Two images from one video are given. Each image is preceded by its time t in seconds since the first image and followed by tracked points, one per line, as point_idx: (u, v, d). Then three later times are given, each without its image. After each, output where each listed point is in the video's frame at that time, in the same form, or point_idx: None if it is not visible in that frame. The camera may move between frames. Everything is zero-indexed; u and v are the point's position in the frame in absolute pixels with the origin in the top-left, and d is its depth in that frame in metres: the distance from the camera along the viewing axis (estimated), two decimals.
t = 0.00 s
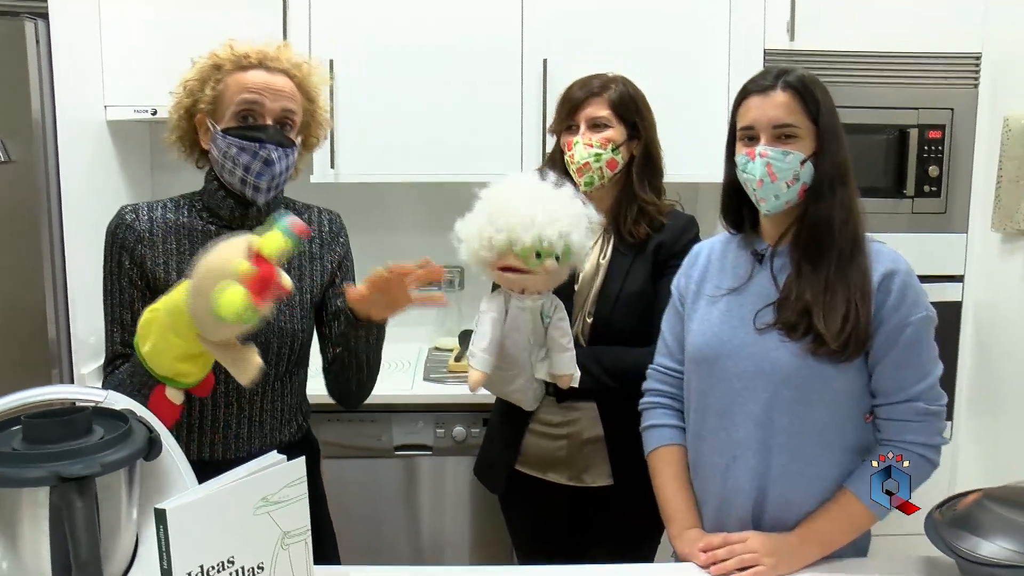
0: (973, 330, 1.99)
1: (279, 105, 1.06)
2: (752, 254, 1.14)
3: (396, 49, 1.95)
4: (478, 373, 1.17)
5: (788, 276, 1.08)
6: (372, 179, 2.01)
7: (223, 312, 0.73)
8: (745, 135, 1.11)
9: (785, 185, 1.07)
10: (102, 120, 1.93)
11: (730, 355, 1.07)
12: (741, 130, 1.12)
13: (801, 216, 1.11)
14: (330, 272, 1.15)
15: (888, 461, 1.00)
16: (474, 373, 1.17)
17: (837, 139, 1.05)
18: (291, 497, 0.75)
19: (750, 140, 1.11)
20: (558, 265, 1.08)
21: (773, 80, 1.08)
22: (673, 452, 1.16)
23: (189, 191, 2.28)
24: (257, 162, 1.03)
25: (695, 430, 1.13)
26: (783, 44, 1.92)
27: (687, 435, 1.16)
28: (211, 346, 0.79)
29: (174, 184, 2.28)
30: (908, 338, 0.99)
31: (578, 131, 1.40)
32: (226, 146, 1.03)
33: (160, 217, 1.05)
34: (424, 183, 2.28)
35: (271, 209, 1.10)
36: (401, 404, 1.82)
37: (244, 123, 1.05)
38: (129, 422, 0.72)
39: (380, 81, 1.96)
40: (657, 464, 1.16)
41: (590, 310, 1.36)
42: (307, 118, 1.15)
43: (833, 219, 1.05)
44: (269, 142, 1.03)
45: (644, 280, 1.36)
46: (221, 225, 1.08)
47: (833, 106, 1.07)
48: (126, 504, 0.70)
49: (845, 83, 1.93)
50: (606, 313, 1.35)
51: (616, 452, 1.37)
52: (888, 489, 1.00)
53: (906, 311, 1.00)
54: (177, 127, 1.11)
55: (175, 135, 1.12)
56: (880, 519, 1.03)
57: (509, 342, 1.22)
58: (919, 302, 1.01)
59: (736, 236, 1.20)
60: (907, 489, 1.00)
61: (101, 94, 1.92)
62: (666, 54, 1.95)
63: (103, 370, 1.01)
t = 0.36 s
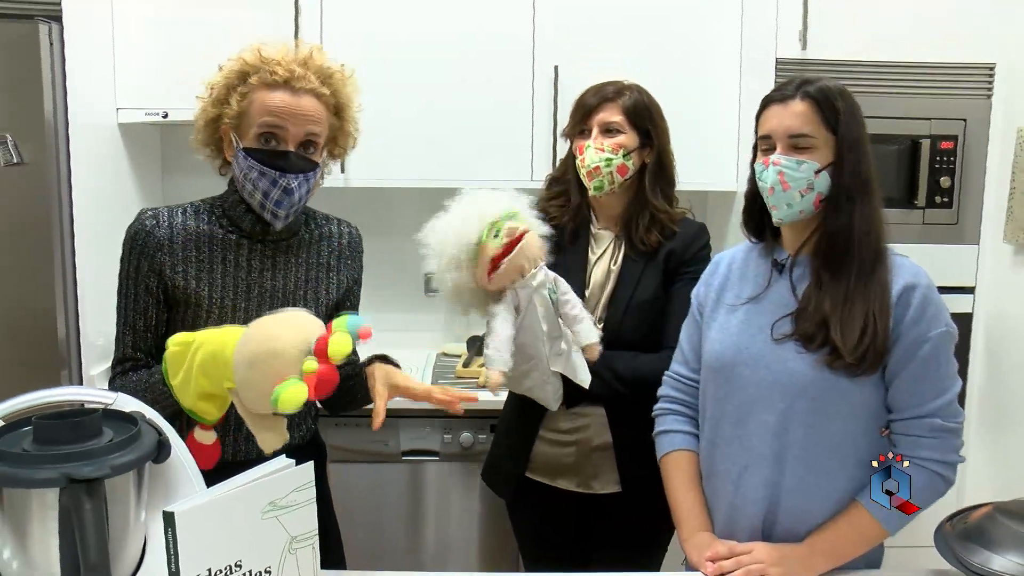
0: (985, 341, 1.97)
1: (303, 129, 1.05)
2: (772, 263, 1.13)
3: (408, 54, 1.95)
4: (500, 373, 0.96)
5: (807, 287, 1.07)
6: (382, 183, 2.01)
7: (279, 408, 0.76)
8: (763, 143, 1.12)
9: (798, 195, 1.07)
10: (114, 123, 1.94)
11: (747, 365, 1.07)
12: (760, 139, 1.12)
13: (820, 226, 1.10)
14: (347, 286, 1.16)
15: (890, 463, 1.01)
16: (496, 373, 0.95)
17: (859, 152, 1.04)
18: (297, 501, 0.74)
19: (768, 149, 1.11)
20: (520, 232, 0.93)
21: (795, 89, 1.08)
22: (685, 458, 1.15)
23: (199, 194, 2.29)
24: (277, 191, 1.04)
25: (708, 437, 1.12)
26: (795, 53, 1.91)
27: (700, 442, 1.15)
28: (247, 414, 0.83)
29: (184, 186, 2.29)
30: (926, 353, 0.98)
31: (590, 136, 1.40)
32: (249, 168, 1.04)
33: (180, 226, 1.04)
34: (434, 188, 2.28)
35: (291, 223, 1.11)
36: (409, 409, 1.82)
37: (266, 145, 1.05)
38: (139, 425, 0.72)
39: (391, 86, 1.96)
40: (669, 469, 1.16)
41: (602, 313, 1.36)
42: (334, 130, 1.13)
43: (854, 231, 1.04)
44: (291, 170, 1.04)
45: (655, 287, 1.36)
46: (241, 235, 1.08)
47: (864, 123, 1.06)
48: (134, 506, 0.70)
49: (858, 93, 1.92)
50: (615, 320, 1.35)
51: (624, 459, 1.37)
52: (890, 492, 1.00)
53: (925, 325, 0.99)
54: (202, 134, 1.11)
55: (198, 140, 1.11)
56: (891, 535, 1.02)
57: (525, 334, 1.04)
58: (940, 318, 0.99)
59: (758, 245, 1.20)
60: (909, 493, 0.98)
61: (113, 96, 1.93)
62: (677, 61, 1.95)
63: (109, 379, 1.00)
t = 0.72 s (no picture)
0: (989, 342, 1.96)
1: (305, 127, 1.04)
2: (775, 262, 1.13)
3: (412, 52, 1.95)
4: (475, 366, 1.10)
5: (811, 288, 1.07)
6: (385, 180, 2.01)
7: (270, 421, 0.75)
8: (765, 139, 1.12)
9: (788, 194, 1.07)
10: (118, 118, 1.95)
11: (749, 366, 1.07)
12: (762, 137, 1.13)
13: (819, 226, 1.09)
14: (354, 286, 1.18)
15: (890, 463, 1.01)
16: (469, 365, 1.10)
17: (863, 155, 1.03)
18: (298, 497, 0.75)
19: (767, 146, 1.11)
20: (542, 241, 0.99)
21: (799, 88, 1.07)
22: (687, 457, 1.15)
23: (203, 190, 2.30)
24: (280, 189, 1.04)
25: (710, 436, 1.12)
26: (800, 52, 1.89)
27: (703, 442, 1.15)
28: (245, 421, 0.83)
29: (189, 182, 2.29)
30: (931, 356, 0.98)
31: (594, 133, 1.40)
32: (251, 166, 1.04)
33: (188, 225, 1.04)
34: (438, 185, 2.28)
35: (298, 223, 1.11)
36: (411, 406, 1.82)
37: (268, 144, 1.04)
38: (140, 420, 0.72)
39: (395, 83, 1.96)
40: (671, 468, 1.16)
41: (602, 313, 1.36)
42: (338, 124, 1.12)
43: (859, 233, 1.03)
44: (294, 167, 1.04)
45: (657, 286, 1.35)
46: (247, 234, 1.08)
47: (877, 120, 1.04)
48: (135, 501, 0.71)
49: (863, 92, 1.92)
50: (616, 319, 1.35)
51: (626, 457, 1.37)
52: (889, 491, 1.00)
53: (931, 327, 0.98)
54: (208, 133, 1.10)
55: (207, 140, 1.11)
56: (892, 537, 1.02)
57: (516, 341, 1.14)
58: (946, 320, 0.99)
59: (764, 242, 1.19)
60: (909, 493, 0.98)
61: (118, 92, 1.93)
62: (680, 58, 1.95)
63: (113, 374, 1.01)
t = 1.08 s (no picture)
0: (988, 339, 1.96)
1: (283, 133, 1.01)
2: (772, 256, 1.13)
3: (412, 48, 1.95)
4: (493, 381, 1.15)
5: (810, 283, 1.07)
6: (385, 177, 2.01)
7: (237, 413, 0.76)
8: (765, 133, 1.12)
9: (789, 186, 1.07)
10: (119, 114, 1.95)
11: (747, 362, 1.07)
12: (763, 130, 1.12)
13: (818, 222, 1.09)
14: (356, 271, 1.16)
15: (890, 462, 1.00)
16: (489, 381, 1.15)
17: (866, 151, 1.03)
18: (294, 491, 0.75)
19: (768, 139, 1.11)
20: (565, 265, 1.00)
21: (801, 82, 1.07)
22: (682, 454, 1.16)
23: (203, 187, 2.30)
24: (272, 198, 1.03)
25: (707, 433, 1.12)
26: (801, 48, 1.89)
27: (698, 438, 1.16)
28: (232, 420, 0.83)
29: (189, 178, 2.30)
30: (930, 352, 0.98)
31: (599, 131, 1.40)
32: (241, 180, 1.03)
33: (193, 224, 1.04)
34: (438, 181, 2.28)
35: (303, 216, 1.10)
36: (411, 402, 1.82)
37: (251, 155, 1.02)
38: (137, 414, 0.72)
39: (395, 79, 1.96)
40: (667, 465, 1.16)
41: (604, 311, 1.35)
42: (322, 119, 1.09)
43: (859, 229, 1.03)
44: (281, 177, 1.02)
45: (658, 285, 1.35)
46: (252, 230, 1.07)
47: (878, 117, 1.04)
48: (132, 495, 0.71)
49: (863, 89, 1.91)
50: (616, 316, 1.35)
51: (625, 453, 1.37)
52: (890, 491, 1.00)
53: (930, 324, 0.98)
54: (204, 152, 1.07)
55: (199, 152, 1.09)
56: (890, 533, 1.02)
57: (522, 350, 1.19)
58: (944, 317, 0.99)
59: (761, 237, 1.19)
60: (909, 493, 0.98)
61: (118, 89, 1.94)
62: (681, 54, 1.95)
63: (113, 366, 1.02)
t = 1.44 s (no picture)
0: (986, 333, 1.96)
1: (285, 151, 0.96)
2: (768, 252, 1.13)
3: (407, 45, 1.95)
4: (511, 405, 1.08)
5: (806, 278, 1.07)
6: (382, 174, 2.01)
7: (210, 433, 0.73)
8: (758, 132, 1.11)
9: (785, 185, 1.06)
10: (115, 113, 1.94)
11: (743, 358, 1.07)
12: (756, 128, 1.12)
13: (814, 218, 1.09)
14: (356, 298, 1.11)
15: (889, 461, 1.00)
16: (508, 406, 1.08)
17: (859, 143, 1.03)
18: (289, 490, 0.75)
19: (762, 138, 1.10)
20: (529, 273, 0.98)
21: (791, 79, 1.07)
22: (678, 450, 1.16)
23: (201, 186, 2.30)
24: (277, 219, 0.98)
25: (704, 429, 1.12)
26: (796, 43, 1.90)
27: (694, 434, 1.16)
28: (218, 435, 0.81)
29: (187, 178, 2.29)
30: (927, 347, 0.98)
31: (592, 126, 1.40)
32: (242, 204, 0.98)
33: (195, 257, 0.98)
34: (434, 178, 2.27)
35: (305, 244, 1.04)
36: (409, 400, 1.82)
37: (253, 177, 0.97)
38: (131, 413, 0.72)
39: (391, 77, 1.96)
40: (664, 462, 1.16)
41: (599, 307, 1.36)
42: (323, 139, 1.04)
43: (854, 224, 1.02)
44: (285, 196, 0.98)
45: (653, 280, 1.35)
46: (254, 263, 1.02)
47: (869, 109, 1.05)
48: (127, 494, 0.71)
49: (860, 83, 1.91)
50: (613, 313, 1.35)
51: (623, 450, 1.37)
52: (889, 492, 0.99)
53: (927, 318, 0.98)
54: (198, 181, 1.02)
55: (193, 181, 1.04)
56: (887, 528, 1.02)
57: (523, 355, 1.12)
58: (940, 311, 0.99)
59: (754, 233, 1.19)
60: (909, 493, 0.97)
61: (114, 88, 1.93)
62: (677, 49, 1.94)
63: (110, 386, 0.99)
